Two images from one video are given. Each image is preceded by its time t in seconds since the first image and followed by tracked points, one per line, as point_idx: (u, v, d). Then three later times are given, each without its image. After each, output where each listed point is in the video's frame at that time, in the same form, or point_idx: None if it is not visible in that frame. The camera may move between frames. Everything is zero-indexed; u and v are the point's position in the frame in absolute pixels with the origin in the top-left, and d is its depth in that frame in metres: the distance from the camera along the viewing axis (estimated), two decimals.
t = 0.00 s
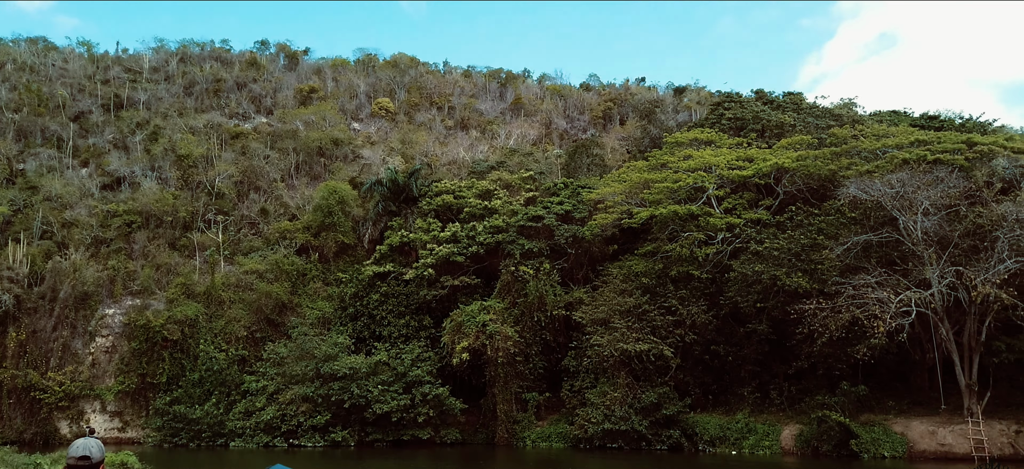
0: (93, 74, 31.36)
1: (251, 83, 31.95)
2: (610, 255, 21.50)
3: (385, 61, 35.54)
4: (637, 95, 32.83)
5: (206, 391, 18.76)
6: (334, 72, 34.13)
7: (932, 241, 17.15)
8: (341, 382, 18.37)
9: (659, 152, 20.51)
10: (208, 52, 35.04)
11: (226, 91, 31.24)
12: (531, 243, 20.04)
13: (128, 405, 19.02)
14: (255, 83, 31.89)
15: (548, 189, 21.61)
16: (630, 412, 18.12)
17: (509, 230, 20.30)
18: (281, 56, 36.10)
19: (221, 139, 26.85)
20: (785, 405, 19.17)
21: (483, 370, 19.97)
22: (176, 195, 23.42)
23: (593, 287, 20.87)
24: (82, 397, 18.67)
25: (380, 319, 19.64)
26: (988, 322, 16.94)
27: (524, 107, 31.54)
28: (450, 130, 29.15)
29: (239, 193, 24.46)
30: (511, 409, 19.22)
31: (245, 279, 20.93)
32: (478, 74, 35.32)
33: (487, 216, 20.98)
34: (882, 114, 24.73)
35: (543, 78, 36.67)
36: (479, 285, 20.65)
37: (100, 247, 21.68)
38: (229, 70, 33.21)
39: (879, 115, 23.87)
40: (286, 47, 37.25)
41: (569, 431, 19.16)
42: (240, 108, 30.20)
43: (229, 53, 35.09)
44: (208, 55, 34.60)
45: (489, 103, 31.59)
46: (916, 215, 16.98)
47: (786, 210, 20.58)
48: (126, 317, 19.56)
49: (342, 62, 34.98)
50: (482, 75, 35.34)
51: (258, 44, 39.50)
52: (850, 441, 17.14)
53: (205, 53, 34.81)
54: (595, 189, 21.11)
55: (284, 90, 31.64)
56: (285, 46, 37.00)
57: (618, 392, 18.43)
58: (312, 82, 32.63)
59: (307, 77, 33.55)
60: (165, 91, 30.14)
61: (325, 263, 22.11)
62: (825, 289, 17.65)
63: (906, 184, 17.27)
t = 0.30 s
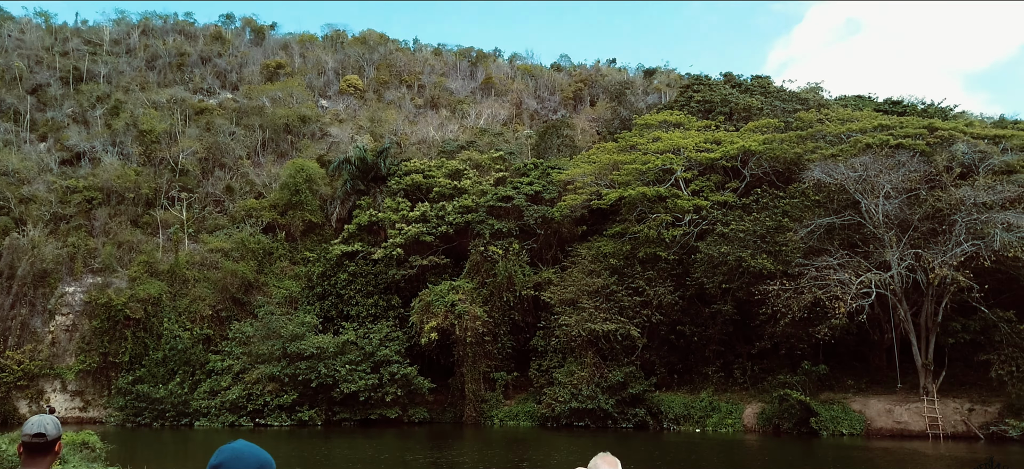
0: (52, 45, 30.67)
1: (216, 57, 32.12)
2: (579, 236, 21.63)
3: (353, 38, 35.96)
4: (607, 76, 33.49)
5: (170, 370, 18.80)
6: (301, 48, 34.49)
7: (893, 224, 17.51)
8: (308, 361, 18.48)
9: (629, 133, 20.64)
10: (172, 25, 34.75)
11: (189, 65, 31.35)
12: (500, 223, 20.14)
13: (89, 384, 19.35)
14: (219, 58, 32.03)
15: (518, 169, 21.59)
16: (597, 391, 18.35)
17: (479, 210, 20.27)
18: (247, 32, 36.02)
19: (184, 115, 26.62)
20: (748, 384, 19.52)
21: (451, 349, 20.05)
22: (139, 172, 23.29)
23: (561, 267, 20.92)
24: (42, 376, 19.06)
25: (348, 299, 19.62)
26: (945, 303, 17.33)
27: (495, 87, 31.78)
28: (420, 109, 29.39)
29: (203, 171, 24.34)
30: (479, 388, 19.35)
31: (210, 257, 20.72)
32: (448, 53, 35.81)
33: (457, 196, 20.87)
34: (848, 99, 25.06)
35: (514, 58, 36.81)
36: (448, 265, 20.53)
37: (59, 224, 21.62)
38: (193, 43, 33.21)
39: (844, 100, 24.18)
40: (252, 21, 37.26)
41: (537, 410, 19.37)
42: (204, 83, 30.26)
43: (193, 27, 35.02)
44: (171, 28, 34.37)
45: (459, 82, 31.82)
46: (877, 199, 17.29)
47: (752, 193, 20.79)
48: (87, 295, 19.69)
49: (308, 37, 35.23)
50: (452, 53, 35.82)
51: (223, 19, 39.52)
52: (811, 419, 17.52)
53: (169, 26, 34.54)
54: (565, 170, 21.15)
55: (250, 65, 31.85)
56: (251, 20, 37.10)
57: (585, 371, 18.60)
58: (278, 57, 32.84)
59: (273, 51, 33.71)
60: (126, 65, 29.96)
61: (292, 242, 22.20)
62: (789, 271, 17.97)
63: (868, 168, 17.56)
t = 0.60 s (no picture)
0: (14, 19, 31.06)
1: (183, 34, 32.94)
2: (553, 219, 21.69)
3: (324, 16, 36.49)
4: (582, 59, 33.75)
5: (138, 352, 18.74)
6: (273, 26, 35.02)
7: (860, 209, 17.77)
8: (280, 343, 18.46)
9: (602, 117, 20.71)
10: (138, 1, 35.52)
11: (157, 42, 32.20)
12: (474, 206, 20.09)
13: (56, 367, 19.39)
14: (187, 35, 32.88)
15: (492, 152, 21.55)
16: (569, 373, 18.57)
17: (453, 192, 20.18)
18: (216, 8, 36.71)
19: (152, 93, 27.29)
20: (717, 366, 19.81)
21: (424, 331, 20.06)
22: (105, 151, 23.83)
23: (535, 250, 20.94)
24: (6, 359, 19.18)
25: (320, 281, 19.56)
26: (910, 287, 17.64)
27: (469, 69, 32.20)
28: (393, 90, 29.82)
29: (173, 149, 24.85)
30: (451, 370, 19.42)
31: (179, 238, 20.75)
32: (422, 33, 36.24)
33: (431, 178, 20.77)
34: (818, 85, 25.38)
35: (489, 40, 37.03)
36: (421, 248, 20.54)
37: (22, 203, 22.01)
38: (160, 20, 33.95)
39: (815, 86, 24.47)
40: None
41: (509, 392, 19.50)
42: (172, 61, 31.03)
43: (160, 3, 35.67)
44: (138, 4, 35.10)
45: (434, 64, 32.48)
46: (846, 184, 17.53)
47: (724, 177, 20.97)
48: (52, 276, 19.54)
49: (279, 15, 35.59)
50: (426, 34, 36.28)
51: None
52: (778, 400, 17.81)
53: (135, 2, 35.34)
54: (539, 153, 21.14)
55: (219, 43, 32.55)
56: None
57: (558, 354, 18.76)
58: (248, 35, 33.46)
59: (243, 29, 34.39)
60: (91, 41, 30.69)
61: (263, 223, 22.28)
62: (758, 255, 18.19)
63: (837, 154, 17.79)
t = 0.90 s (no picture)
0: None
1: (157, 13, 33.62)
2: (532, 203, 21.67)
3: None
4: (563, 43, 33.85)
5: (112, 335, 18.62)
6: (249, 6, 35.63)
7: (835, 195, 17.97)
8: (256, 327, 18.41)
9: (582, 101, 20.76)
10: None
11: (128, 21, 32.81)
12: (453, 189, 20.12)
13: (27, 349, 19.25)
14: (161, 14, 33.56)
15: (471, 135, 21.53)
16: (547, 356, 18.70)
17: (432, 176, 20.15)
18: None
19: (125, 71, 27.94)
20: (693, 350, 20.03)
21: (402, 315, 20.03)
22: (76, 130, 23.97)
23: (514, 234, 20.98)
24: None
25: (297, 264, 19.47)
26: (882, 271, 17.88)
27: (448, 51, 32.32)
28: (371, 72, 30.09)
29: (146, 129, 25.45)
30: (430, 354, 19.44)
31: (153, 221, 20.85)
32: (401, 15, 36.24)
33: (409, 161, 20.71)
34: (796, 72, 25.58)
35: (470, 22, 37.10)
36: (399, 231, 20.50)
37: None
38: None
39: (792, 73, 24.66)
40: None
41: (487, 375, 19.57)
42: (145, 41, 31.52)
43: None
44: None
45: (412, 46, 32.54)
46: (821, 170, 17.69)
47: (701, 163, 20.88)
48: (23, 259, 19.37)
49: None
50: (406, 15, 36.25)
51: None
52: (752, 383, 18.07)
53: None
54: (518, 137, 21.14)
55: (193, 22, 33.28)
56: None
57: (536, 338, 18.87)
58: (223, 15, 34.02)
59: (219, 8, 34.97)
60: (61, 18, 30.83)
61: (239, 206, 22.28)
62: (735, 240, 18.34)
63: (813, 140, 17.95)
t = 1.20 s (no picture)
0: None
1: None
2: (511, 190, 21.67)
3: None
4: (544, 29, 33.82)
5: (85, 321, 18.51)
6: None
7: (810, 183, 18.16)
8: (233, 313, 18.30)
9: (561, 88, 20.79)
10: None
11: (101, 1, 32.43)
12: (432, 176, 20.16)
13: None
14: None
15: (450, 121, 21.49)
16: (525, 343, 18.78)
17: (410, 162, 20.13)
18: None
19: (97, 53, 27.70)
20: (670, 336, 20.19)
21: (380, 301, 20.00)
22: (47, 112, 23.95)
23: (493, 221, 21.01)
24: None
25: (274, 250, 19.48)
26: (855, 259, 18.10)
27: (428, 36, 32.30)
28: (350, 56, 30.15)
29: (119, 112, 25.34)
30: (408, 341, 19.43)
31: (126, 205, 20.83)
32: None
33: (388, 147, 20.62)
34: (774, 61, 25.78)
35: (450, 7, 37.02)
36: (378, 217, 20.44)
37: None
38: None
39: (770, 61, 24.86)
40: None
41: (466, 362, 19.60)
42: (118, 21, 31.31)
43: None
44: None
45: (391, 30, 32.36)
46: (797, 158, 17.84)
47: (679, 150, 21.00)
48: None
49: None
50: None
51: None
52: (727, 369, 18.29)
53: None
54: (497, 123, 21.12)
55: (167, 3, 33.18)
56: None
57: (514, 324, 18.94)
58: None
59: None
60: None
61: (215, 190, 22.23)
62: (712, 227, 18.48)
63: (789, 128, 18.09)
